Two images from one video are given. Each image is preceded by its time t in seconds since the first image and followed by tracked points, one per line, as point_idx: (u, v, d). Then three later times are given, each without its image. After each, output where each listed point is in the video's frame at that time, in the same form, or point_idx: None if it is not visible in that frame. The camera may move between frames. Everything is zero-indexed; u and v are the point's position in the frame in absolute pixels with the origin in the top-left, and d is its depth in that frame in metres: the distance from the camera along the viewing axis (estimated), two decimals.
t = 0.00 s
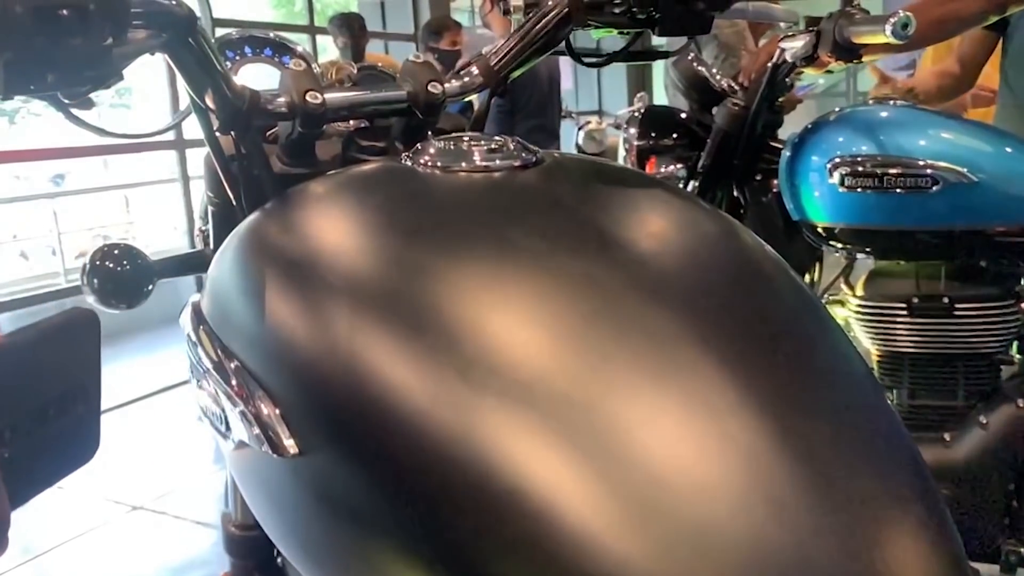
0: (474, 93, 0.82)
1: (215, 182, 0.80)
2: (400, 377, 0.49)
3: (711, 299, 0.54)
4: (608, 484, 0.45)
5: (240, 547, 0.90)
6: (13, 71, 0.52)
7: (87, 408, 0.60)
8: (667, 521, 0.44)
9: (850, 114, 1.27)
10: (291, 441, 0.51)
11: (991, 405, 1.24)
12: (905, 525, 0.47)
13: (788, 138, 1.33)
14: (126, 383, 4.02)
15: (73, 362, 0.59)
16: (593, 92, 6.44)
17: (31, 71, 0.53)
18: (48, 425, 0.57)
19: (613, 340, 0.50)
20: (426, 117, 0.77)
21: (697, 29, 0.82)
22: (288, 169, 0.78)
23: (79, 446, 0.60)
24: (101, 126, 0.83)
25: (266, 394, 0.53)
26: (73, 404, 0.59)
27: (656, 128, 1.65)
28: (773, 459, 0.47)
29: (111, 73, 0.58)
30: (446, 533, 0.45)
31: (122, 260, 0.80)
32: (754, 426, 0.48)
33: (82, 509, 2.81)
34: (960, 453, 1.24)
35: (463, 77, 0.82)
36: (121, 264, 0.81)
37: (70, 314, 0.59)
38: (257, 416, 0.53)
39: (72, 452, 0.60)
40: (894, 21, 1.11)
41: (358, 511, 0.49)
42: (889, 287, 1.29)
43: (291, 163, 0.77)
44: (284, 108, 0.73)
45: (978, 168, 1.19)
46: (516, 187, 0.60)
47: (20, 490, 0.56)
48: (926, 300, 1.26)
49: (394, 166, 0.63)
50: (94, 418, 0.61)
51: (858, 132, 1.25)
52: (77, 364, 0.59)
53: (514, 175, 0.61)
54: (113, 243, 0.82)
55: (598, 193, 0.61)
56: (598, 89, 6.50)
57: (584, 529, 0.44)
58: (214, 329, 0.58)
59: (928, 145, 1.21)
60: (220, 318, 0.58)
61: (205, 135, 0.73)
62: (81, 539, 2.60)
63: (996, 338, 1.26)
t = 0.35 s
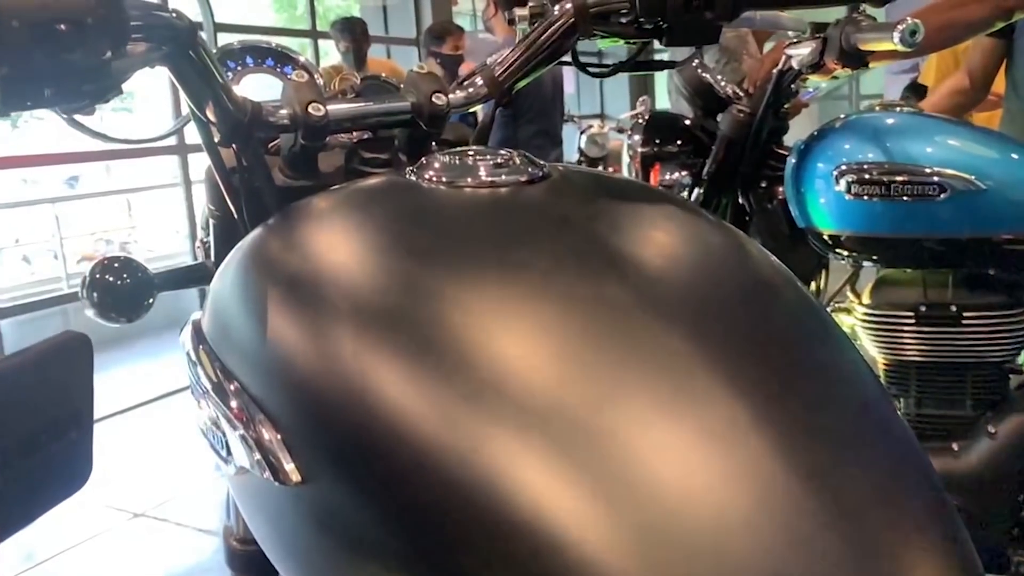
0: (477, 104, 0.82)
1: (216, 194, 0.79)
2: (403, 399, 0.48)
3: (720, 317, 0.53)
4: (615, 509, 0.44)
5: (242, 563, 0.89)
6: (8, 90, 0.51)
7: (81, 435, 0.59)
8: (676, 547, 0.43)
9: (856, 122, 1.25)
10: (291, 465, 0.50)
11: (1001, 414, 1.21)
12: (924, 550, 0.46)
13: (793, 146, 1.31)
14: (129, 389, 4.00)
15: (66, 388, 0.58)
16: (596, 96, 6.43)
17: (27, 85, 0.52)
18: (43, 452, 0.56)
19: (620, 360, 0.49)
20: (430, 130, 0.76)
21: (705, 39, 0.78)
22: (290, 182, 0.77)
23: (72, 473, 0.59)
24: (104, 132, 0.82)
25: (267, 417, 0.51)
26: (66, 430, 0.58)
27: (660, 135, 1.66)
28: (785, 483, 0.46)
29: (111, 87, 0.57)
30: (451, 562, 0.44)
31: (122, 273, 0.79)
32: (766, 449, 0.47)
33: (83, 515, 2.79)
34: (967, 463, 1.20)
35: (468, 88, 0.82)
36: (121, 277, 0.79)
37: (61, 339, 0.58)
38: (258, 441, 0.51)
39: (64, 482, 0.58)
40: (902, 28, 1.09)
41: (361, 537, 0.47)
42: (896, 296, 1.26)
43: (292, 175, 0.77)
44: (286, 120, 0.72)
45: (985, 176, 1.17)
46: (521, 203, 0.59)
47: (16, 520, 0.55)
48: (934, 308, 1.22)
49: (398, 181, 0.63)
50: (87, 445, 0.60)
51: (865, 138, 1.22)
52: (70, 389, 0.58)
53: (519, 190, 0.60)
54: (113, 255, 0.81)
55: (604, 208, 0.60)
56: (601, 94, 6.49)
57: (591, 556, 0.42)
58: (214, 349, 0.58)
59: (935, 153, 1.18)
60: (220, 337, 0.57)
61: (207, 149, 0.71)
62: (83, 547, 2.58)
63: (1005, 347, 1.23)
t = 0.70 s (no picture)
0: (483, 114, 0.81)
1: (217, 205, 0.79)
2: (407, 420, 0.47)
3: (731, 334, 0.52)
4: (623, 532, 0.43)
5: None
6: (7, 102, 0.51)
7: (69, 456, 0.59)
8: (687, 570, 0.42)
9: (862, 128, 1.24)
10: (293, 487, 0.49)
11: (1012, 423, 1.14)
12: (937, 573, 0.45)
13: (799, 152, 1.29)
14: (131, 394, 4.00)
15: (55, 410, 0.58)
16: (598, 99, 6.44)
17: (27, 100, 0.51)
18: (30, 475, 0.56)
19: (629, 377, 0.48)
20: (436, 140, 0.75)
21: (714, 48, 0.78)
22: (295, 193, 0.76)
23: (60, 494, 0.59)
24: (108, 137, 0.82)
25: (268, 438, 0.50)
26: (54, 452, 0.58)
27: (664, 141, 1.65)
28: (799, 506, 0.45)
29: (111, 100, 0.56)
30: None
31: (123, 285, 0.78)
32: (779, 470, 0.46)
33: (85, 521, 2.79)
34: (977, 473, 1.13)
35: (472, 97, 0.81)
36: (122, 289, 0.78)
37: (50, 360, 0.58)
38: (260, 463, 0.50)
39: (52, 503, 0.58)
40: (910, 34, 1.06)
41: (364, 562, 0.46)
42: (902, 303, 1.24)
43: (297, 187, 0.76)
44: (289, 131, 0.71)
45: (993, 182, 1.15)
46: (529, 216, 0.58)
47: (7, 543, 0.55)
48: (941, 317, 1.21)
49: (403, 194, 0.62)
50: (75, 465, 0.60)
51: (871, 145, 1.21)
52: (60, 411, 0.58)
53: (526, 203, 0.59)
54: (114, 267, 0.81)
55: (611, 222, 0.59)
56: (603, 98, 6.49)
57: None
58: (215, 366, 0.57)
59: (942, 159, 1.16)
60: (221, 353, 0.56)
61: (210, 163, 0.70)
62: (84, 554, 2.57)
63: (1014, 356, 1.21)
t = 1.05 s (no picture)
0: (488, 123, 0.80)
1: (219, 216, 0.78)
2: (411, 440, 0.46)
3: (742, 352, 0.51)
4: (633, 555, 0.41)
5: None
6: (4, 118, 0.50)
7: (55, 479, 0.58)
8: None
9: (868, 134, 1.22)
10: (295, 510, 0.48)
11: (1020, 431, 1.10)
12: None
13: (805, 159, 1.28)
14: (133, 399, 3.99)
15: (41, 432, 0.56)
16: (600, 104, 6.44)
17: (25, 114, 0.50)
18: (14, 499, 0.55)
19: (640, 397, 0.47)
20: (441, 150, 0.74)
21: (721, 56, 0.76)
22: (297, 204, 0.75)
23: (45, 515, 0.58)
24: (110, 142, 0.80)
25: (271, 459, 0.50)
26: (40, 475, 0.57)
27: (668, 145, 1.64)
28: (817, 531, 0.43)
29: (111, 112, 0.55)
30: None
31: (124, 297, 0.77)
32: (794, 492, 0.44)
33: (85, 527, 2.78)
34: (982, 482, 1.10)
35: (477, 106, 0.80)
36: (123, 301, 0.77)
37: (37, 381, 0.56)
38: (263, 485, 0.49)
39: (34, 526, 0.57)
40: (917, 40, 1.04)
41: None
42: (909, 310, 1.22)
43: (300, 198, 0.75)
44: (291, 141, 0.70)
45: (1000, 189, 1.13)
46: (535, 231, 0.57)
47: None
48: (948, 324, 1.18)
49: (408, 208, 0.61)
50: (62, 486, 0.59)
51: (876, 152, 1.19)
52: (46, 434, 0.56)
53: (534, 219, 0.59)
54: (116, 279, 0.80)
55: (618, 236, 0.58)
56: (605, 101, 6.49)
57: None
58: (216, 383, 0.56)
59: (948, 166, 1.15)
60: (223, 370, 0.56)
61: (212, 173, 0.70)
62: (85, 561, 2.56)
63: None
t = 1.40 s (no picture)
0: (493, 129, 0.79)
1: (220, 224, 0.77)
2: (415, 456, 0.45)
3: (752, 364, 0.50)
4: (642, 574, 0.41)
5: None
6: (3, 129, 0.49)
7: (36, 496, 0.57)
8: None
9: (873, 139, 1.22)
10: (299, 528, 0.47)
11: None
12: None
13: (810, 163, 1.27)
14: (134, 402, 3.98)
15: (19, 450, 0.55)
16: (601, 106, 6.42)
17: (23, 124, 0.49)
18: None
19: (648, 412, 0.46)
20: (445, 156, 0.73)
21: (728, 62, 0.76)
22: (299, 211, 0.74)
23: (22, 533, 0.57)
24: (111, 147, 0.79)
25: (275, 477, 0.49)
26: (19, 492, 0.56)
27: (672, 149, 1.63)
28: (834, 551, 0.42)
29: (112, 121, 0.54)
30: None
31: (125, 305, 0.77)
32: (808, 510, 0.44)
33: (85, 531, 2.77)
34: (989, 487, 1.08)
35: (481, 114, 0.79)
36: (123, 311, 0.76)
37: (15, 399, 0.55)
38: (265, 503, 0.49)
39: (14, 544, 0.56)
40: (924, 44, 1.01)
41: None
42: (914, 314, 1.21)
43: (303, 206, 0.74)
44: (294, 149, 0.69)
45: (1007, 194, 1.12)
46: (542, 242, 0.56)
47: None
48: (954, 329, 1.17)
49: (412, 218, 0.60)
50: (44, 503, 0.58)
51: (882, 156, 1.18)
52: (24, 451, 0.55)
53: (541, 228, 0.58)
54: (116, 287, 0.79)
55: (625, 246, 0.57)
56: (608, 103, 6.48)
57: None
58: (218, 397, 0.55)
59: (953, 170, 1.13)
60: (224, 383, 0.55)
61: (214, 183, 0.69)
62: (85, 565, 2.55)
63: None
